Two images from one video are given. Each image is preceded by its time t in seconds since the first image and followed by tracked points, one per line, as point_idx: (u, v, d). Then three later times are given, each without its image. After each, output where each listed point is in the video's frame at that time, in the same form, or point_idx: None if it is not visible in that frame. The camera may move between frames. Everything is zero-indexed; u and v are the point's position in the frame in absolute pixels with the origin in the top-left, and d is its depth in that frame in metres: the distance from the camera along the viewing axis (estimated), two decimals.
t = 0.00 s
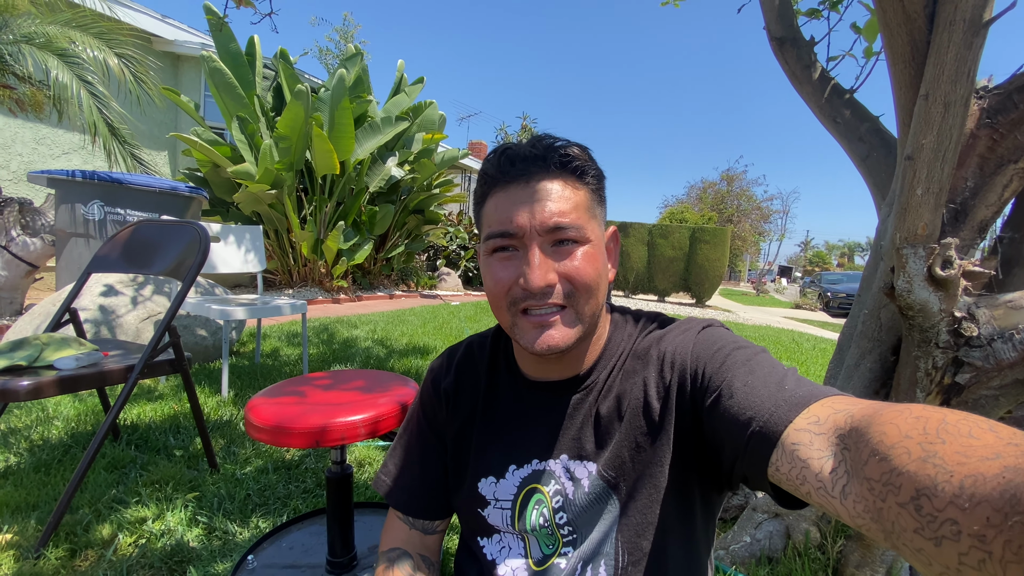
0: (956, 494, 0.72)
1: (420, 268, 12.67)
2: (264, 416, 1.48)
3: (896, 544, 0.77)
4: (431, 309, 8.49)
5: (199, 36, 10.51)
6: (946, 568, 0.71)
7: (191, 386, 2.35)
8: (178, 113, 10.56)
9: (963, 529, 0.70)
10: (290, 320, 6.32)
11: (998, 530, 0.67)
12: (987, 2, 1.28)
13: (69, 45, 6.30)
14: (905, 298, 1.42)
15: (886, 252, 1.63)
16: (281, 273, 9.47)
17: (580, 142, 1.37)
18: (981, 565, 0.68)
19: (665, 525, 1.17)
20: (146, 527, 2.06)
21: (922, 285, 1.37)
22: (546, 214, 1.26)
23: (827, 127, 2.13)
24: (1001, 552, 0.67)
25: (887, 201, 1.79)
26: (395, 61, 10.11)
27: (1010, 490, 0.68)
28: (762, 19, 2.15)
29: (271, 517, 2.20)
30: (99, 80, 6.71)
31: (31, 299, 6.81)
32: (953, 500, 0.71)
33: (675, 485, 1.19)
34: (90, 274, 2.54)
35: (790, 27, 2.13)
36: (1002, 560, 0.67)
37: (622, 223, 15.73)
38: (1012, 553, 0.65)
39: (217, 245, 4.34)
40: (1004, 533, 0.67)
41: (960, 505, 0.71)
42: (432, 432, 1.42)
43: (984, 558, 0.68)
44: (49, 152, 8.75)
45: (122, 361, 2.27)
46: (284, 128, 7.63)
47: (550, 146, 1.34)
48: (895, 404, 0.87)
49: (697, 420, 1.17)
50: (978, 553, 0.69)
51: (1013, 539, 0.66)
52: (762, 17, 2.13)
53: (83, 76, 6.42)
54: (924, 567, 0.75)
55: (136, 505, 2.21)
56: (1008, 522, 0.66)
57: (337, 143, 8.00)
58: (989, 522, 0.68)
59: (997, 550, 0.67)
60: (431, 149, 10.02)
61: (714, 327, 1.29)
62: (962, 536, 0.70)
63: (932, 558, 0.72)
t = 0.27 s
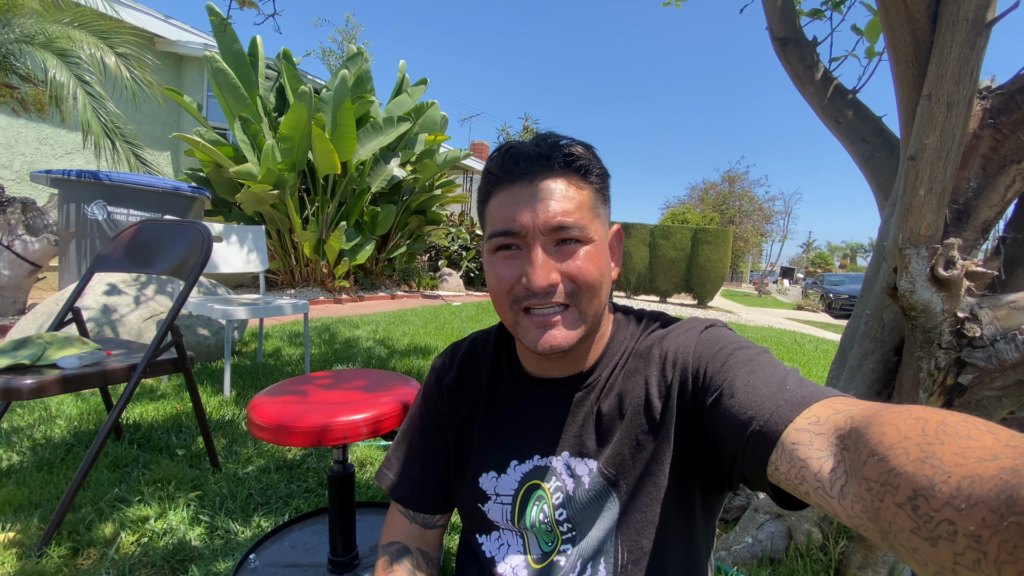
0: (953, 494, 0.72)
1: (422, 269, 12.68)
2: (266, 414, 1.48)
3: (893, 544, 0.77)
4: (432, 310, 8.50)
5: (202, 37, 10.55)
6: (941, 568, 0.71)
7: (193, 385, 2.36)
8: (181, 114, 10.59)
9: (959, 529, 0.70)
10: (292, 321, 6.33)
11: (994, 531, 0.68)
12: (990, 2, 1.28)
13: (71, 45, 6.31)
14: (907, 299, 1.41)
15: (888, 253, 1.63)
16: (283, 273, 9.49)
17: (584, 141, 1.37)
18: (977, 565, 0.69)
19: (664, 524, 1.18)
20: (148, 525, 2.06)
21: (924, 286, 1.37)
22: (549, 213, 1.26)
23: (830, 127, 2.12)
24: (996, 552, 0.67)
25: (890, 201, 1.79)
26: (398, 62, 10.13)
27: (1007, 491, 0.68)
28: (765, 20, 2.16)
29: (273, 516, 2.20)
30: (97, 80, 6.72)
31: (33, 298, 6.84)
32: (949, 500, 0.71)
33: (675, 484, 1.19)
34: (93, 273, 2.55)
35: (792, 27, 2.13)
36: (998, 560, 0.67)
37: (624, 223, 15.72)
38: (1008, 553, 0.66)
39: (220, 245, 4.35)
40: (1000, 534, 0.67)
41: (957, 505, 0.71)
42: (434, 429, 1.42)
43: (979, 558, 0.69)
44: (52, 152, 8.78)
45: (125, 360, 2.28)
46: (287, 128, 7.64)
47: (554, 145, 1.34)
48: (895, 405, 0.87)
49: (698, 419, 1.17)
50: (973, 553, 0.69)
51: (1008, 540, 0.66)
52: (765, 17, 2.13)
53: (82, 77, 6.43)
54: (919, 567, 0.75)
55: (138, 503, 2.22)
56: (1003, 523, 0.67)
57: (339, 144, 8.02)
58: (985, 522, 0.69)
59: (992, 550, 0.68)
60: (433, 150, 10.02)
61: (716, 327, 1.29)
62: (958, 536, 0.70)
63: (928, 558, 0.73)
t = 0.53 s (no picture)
0: (957, 496, 0.71)
1: (424, 269, 12.69)
2: (270, 416, 1.48)
3: (897, 547, 0.77)
4: (435, 310, 8.50)
5: (207, 37, 10.58)
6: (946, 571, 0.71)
7: (197, 385, 2.36)
8: (185, 114, 10.62)
9: (964, 531, 0.70)
10: (295, 320, 6.34)
11: (999, 533, 0.67)
12: (997, 4, 1.28)
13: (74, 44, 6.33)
14: (913, 302, 1.40)
15: (894, 256, 1.62)
16: (286, 272, 9.52)
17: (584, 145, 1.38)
18: (982, 567, 0.68)
19: (668, 527, 1.17)
20: (150, 525, 2.07)
21: (930, 289, 1.36)
22: (549, 220, 1.26)
23: (834, 129, 2.11)
24: (1001, 554, 0.67)
25: (895, 204, 1.78)
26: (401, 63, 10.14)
27: (1011, 493, 0.68)
28: (769, 21, 2.15)
29: (275, 516, 2.20)
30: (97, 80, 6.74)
31: (38, 297, 6.87)
32: (954, 502, 0.71)
33: (679, 487, 1.18)
34: (98, 273, 2.56)
35: (797, 28, 2.13)
36: (1003, 563, 0.66)
37: (627, 224, 15.71)
38: (1013, 556, 0.65)
39: (223, 245, 4.36)
40: (1004, 536, 0.67)
41: (961, 508, 0.70)
42: (438, 432, 1.42)
43: (985, 560, 0.68)
44: (57, 152, 8.82)
45: (129, 360, 2.28)
46: (290, 128, 7.64)
47: (553, 151, 1.34)
48: (898, 406, 0.87)
49: (701, 422, 1.16)
50: (978, 556, 0.69)
51: (1012, 542, 0.66)
52: (770, 19, 2.13)
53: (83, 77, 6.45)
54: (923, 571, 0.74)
55: (141, 503, 2.22)
56: (1007, 525, 0.66)
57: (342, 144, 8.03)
58: (989, 525, 0.68)
59: (997, 553, 0.67)
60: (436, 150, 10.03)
61: (719, 329, 1.28)
62: (962, 539, 0.70)
63: (932, 561, 0.72)
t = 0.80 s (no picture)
0: (953, 492, 0.72)
1: (427, 268, 12.71)
2: (271, 411, 1.48)
3: (894, 543, 0.77)
4: (437, 309, 8.52)
5: (212, 36, 10.62)
6: (942, 566, 0.71)
7: (200, 381, 2.37)
8: (190, 112, 10.67)
9: (960, 527, 0.70)
10: (298, 319, 6.36)
11: (994, 529, 0.68)
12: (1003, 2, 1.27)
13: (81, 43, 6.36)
14: (916, 301, 1.39)
15: (897, 255, 1.61)
16: (290, 271, 9.56)
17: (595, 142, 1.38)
18: (978, 562, 0.69)
19: (667, 525, 1.17)
20: (153, 520, 2.08)
21: (934, 288, 1.35)
22: (561, 210, 1.26)
23: (839, 128, 2.10)
24: (997, 549, 0.67)
25: (899, 203, 1.77)
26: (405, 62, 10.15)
27: (1008, 489, 0.68)
28: (774, 19, 2.14)
29: (277, 513, 2.21)
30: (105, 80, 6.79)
31: (43, 294, 6.91)
32: (950, 498, 0.71)
33: (678, 485, 1.18)
34: (102, 270, 2.57)
35: (802, 27, 2.12)
36: (999, 559, 0.67)
37: (630, 224, 15.68)
38: (1009, 552, 0.66)
39: (227, 242, 4.37)
40: (1000, 531, 0.67)
41: (957, 504, 0.71)
42: (436, 431, 1.42)
43: (980, 556, 0.69)
44: (62, 150, 8.87)
45: (132, 356, 2.29)
46: (294, 127, 7.66)
47: (565, 145, 1.35)
48: (895, 403, 0.87)
49: (699, 420, 1.16)
50: (974, 551, 0.69)
51: (1009, 537, 0.66)
52: (774, 16, 2.12)
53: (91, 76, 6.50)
54: (921, 566, 0.74)
55: (144, 498, 2.23)
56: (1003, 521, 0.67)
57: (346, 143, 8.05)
58: (986, 520, 0.68)
59: (993, 548, 0.68)
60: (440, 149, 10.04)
61: (717, 327, 1.28)
62: (959, 534, 0.70)
63: (930, 556, 0.72)
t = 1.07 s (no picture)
0: (940, 483, 0.71)
1: (430, 267, 12.72)
2: (268, 407, 1.49)
3: (882, 533, 0.76)
4: (439, 308, 8.52)
5: (216, 35, 10.66)
6: (929, 556, 0.71)
7: (200, 378, 2.38)
8: (195, 111, 10.72)
9: (947, 517, 0.70)
10: (300, 317, 6.38)
11: (979, 518, 0.67)
12: None
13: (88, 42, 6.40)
14: (915, 300, 1.39)
15: (896, 254, 1.60)
16: (293, 269, 9.59)
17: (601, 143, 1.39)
18: (962, 552, 0.68)
19: (661, 519, 1.17)
20: (152, 516, 2.09)
21: (933, 288, 1.34)
22: (566, 204, 1.27)
23: (840, 127, 2.09)
24: (981, 538, 0.67)
25: (899, 202, 1.76)
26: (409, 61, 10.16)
27: (992, 480, 0.68)
28: (775, 17, 2.13)
29: (275, 509, 2.22)
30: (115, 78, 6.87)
31: (47, 291, 6.95)
32: (936, 489, 0.71)
33: (671, 479, 1.18)
34: (104, 266, 2.59)
35: (803, 25, 2.11)
36: (983, 547, 0.67)
37: (634, 224, 15.65)
38: (992, 541, 0.66)
39: (229, 240, 4.39)
40: (984, 520, 0.67)
41: (943, 494, 0.70)
42: (433, 423, 1.42)
43: (965, 545, 0.68)
44: (68, 148, 8.92)
45: (133, 352, 2.30)
46: (299, 126, 7.68)
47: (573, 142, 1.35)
48: (886, 396, 0.87)
49: (694, 415, 1.16)
50: (959, 540, 0.69)
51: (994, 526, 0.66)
52: (775, 15, 2.11)
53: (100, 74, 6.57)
54: (908, 556, 0.74)
55: (144, 494, 2.24)
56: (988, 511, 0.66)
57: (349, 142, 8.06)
58: (971, 510, 0.68)
59: (978, 538, 0.67)
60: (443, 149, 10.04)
61: (712, 323, 1.28)
62: (945, 524, 0.70)
63: (916, 546, 0.72)
